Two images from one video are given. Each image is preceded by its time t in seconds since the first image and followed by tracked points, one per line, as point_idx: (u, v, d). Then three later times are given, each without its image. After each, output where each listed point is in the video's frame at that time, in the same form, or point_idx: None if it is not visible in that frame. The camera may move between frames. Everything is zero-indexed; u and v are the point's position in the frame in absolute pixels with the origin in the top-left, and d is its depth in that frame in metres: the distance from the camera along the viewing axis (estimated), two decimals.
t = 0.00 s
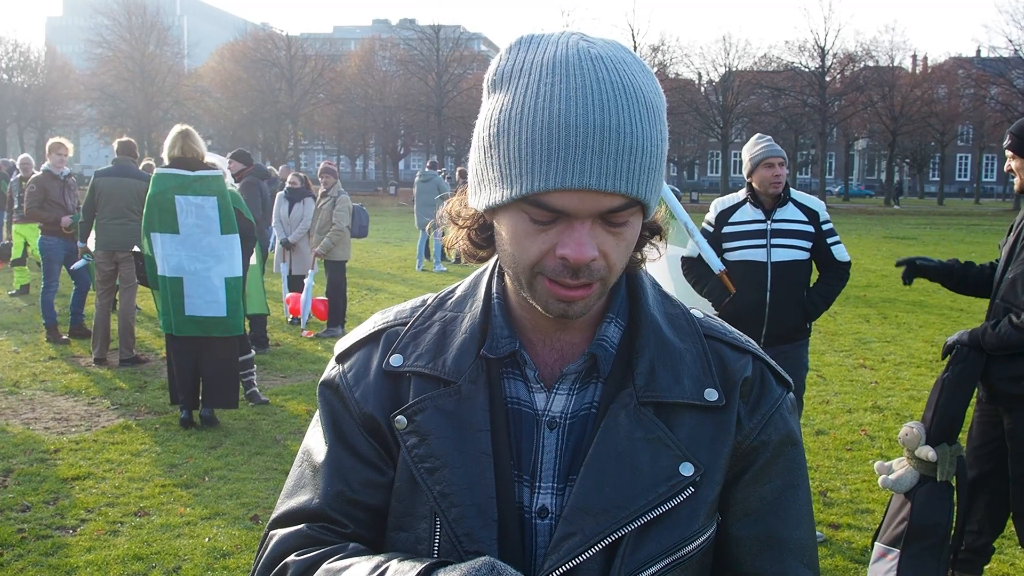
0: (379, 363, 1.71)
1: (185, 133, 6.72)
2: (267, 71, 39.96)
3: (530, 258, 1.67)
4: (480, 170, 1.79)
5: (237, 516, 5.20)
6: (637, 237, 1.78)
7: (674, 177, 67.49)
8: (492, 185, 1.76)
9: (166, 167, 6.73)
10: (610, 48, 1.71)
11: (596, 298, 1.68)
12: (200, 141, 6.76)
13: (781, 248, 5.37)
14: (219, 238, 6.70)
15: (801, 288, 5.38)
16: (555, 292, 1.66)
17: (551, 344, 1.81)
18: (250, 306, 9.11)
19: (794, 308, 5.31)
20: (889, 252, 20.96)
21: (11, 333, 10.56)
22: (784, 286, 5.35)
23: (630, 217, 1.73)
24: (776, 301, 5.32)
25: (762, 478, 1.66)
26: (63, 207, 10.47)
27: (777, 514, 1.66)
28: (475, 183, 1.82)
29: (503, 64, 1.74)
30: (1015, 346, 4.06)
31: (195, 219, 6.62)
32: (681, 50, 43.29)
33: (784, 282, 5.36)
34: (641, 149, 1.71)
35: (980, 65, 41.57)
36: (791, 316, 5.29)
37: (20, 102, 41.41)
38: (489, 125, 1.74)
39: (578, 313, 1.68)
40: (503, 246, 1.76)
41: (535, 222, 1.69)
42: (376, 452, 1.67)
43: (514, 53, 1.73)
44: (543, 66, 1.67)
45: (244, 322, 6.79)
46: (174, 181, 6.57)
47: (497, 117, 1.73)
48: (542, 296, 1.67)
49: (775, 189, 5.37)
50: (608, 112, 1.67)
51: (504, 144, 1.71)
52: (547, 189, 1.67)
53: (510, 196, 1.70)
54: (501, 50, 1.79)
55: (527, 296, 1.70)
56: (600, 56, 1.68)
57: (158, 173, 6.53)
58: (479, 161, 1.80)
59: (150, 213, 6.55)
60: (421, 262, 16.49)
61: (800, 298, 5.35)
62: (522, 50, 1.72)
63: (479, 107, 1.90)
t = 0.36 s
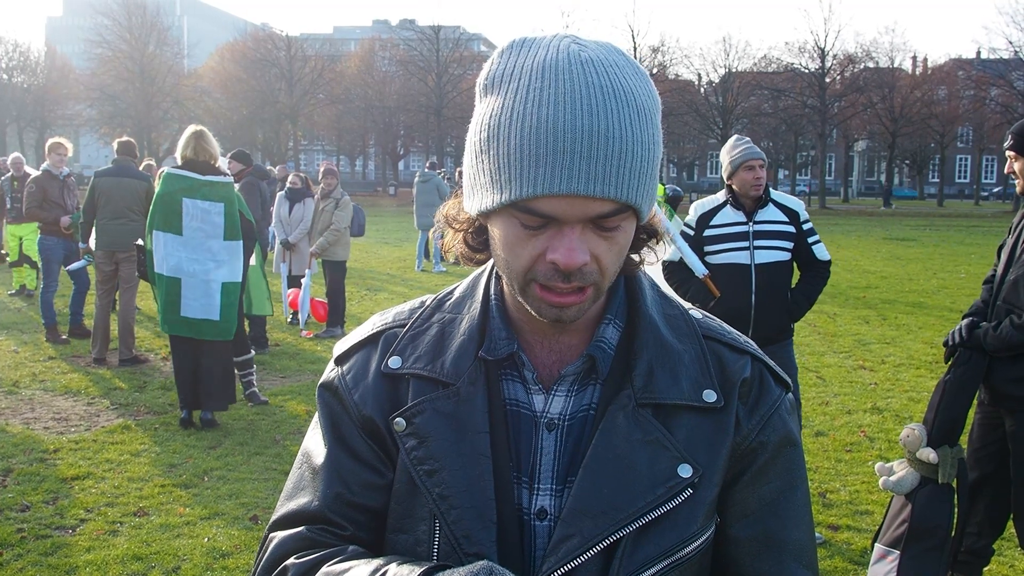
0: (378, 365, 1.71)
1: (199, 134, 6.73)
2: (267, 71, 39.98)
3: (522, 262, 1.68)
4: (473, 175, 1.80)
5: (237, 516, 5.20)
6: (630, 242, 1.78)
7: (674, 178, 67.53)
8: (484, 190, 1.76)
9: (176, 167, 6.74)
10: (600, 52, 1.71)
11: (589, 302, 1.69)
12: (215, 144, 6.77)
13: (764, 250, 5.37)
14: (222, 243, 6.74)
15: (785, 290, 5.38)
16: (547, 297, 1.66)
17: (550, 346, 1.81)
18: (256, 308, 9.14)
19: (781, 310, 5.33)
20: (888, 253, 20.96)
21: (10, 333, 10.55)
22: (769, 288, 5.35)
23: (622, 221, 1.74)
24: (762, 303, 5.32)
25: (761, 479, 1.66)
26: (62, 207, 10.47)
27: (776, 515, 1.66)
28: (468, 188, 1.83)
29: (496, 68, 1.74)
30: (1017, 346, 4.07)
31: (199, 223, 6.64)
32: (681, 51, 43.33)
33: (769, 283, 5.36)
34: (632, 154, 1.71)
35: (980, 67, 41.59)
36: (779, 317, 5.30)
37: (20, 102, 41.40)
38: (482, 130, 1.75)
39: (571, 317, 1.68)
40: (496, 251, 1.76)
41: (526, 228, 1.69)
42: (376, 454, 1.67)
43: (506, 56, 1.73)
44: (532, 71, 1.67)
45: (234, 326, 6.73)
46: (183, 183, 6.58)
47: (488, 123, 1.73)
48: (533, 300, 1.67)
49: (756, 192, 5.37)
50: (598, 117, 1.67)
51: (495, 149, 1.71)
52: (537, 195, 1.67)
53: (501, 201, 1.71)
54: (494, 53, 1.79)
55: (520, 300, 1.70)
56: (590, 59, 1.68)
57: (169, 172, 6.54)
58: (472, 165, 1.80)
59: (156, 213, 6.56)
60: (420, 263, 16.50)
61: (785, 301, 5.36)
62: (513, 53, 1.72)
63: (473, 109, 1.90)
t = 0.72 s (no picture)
0: (375, 366, 1.72)
1: (203, 135, 6.77)
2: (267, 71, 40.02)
3: (518, 263, 1.68)
4: (470, 175, 1.80)
5: (237, 517, 5.21)
6: (626, 242, 1.78)
7: (674, 178, 67.55)
8: (480, 191, 1.77)
9: (178, 168, 6.75)
10: (595, 52, 1.71)
11: (585, 304, 1.69)
12: (218, 145, 6.79)
13: (760, 249, 5.36)
14: (222, 245, 6.73)
15: (783, 289, 5.36)
16: (543, 299, 1.67)
17: (547, 346, 1.82)
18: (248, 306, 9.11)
19: (780, 309, 5.32)
20: (888, 253, 20.95)
21: (11, 333, 10.56)
22: (767, 287, 5.34)
23: (618, 223, 1.74)
24: (759, 303, 5.32)
25: (759, 477, 1.67)
26: (62, 208, 10.48)
27: (774, 514, 1.67)
28: (466, 189, 1.83)
29: (493, 69, 1.74)
30: (1016, 347, 4.07)
31: (199, 224, 6.64)
32: (681, 51, 43.35)
33: (766, 283, 5.35)
34: (628, 154, 1.71)
35: (980, 66, 41.60)
36: (777, 317, 5.30)
37: (20, 103, 41.41)
38: (478, 131, 1.75)
39: (567, 318, 1.68)
40: (492, 253, 1.77)
41: (521, 229, 1.69)
42: (374, 455, 1.68)
43: (502, 57, 1.74)
44: (528, 72, 1.68)
45: (234, 328, 6.74)
46: (183, 184, 6.58)
47: (485, 123, 1.73)
48: (530, 300, 1.68)
49: (750, 191, 5.37)
50: (593, 118, 1.68)
51: (491, 150, 1.72)
52: (533, 196, 1.68)
53: (497, 203, 1.71)
54: (491, 53, 1.80)
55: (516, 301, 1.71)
56: (587, 61, 1.68)
57: (171, 173, 6.55)
58: (469, 166, 1.81)
59: (156, 213, 6.56)
60: (420, 263, 16.50)
61: (782, 300, 5.34)
62: (510, 54, 1.73)
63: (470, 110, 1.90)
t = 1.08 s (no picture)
0: (373, 366, 1.71)
1: (199, 134, 6.76)
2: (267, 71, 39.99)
3: (518, 262, 1.68)
4: (468, 174, 1.80)
5: (237, 516, 5.21)
6: (626, 239, 1.78)
7: (674, 178, 67.55)
8: (479, 189, 1.77)
9: (176, 167, 6.75)
10: (595, 49, 1.71)
11: (586, 302, 1.69)
12: (215, 143, 6.79)
13: (772, 249, 5.35)
14: (222, 243, 6.74)
15: (794, 289, 5.36)
16: (543, 297, 1.66)
17: (544, 345, 1.81)
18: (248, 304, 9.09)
19: (789, 309, 5.31)
20: (889, 253, 20.94)
21: (11, 332, 10.55)
22: (777, 286, 5.33)
23: (618, 220, 1.73)
24: (769, 302, 5.31)
25: (756, 477, 1.66)
26: (63, 207, 10.47)
27: (771, 514, 1.67)
28: (464, 187, 1.83)
29: (491, 66, 1.74)
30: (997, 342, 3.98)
31: (199, 223, 6.64)
32: (681, 51, 43.35)
33: (776, 282, 5.34)
34: (629, 151, 1.71)
35: (980, 66, 41.58)
36: (786, 317, 5.29)
37: (20, 102, 41.36)
38: (477, 129, 1.75)
39: (567, 317, 1.68)
40: (490, 251, 1.76)
41: (521, 227, 1.69)
42: (371, 455, 1.67)
43: (500, 55, 1.73)
44: (527, 69, 1.68)
45: (236, 327, 6.74)
46: (182, 183, 6.58)
47: (484, 121, 1.73)
48: (530, 299, 1.67)
49: (762, 191, 5.37)
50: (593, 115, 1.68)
51: (490, 148, 1.72)
52: (532, 193, 1.67)
53: (496, 201, 1.71)
54: (489, 51, 1.80)
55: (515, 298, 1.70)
56: (587, 57, 1.68)
57: (170, 172, 6.55)
58: (468, 164, 1.80)
59: (156, 212, 6.55)
60: (420, 263, 16.50)
61: (792, 300, 5.33)
62: (507, 51, 1.73)
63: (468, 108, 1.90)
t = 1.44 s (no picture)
0: (372, 364, 1.70)
1: (196, 131, 6.73)
2: (267, 69, 40.02)
3: (520, 256, 1.66)
4: (469, 168, 1.79)
5: (238, 514, 5.20)
6: (627, 233, 1.77)
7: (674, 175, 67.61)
8: (480, 182, 1.75)
9: (174, 165, 6.73)
10: (596, 40, 1.70)
11: (591, 295, 1.67)
12: (213, 141, 6.77)
13: (775, 245, 5.34)
14: (220, 241, 6.72)
15: (796, 285, 5.34)
16: (548, 290, 1.65)
17: (545, 342, 1.80)
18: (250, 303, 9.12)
19: (791, 306, 5.30)
20: (890, 249, 20.95)
21: (12, 331, 10.55)
22: (779, 283, 5.32)
23: (622, 212, 1.72)
24: (770, 300, 5.30)
25: (758, 474, 1.65)
26: (64, 206, 10.46)
27: (773, 511, 1.66)
28: (465, 182, 1.81)
29: (490, 59, 1.73)
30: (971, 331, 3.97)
31: (197, 221, 6.63)
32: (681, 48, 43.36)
33: (778, 279, 5.33)
34: (632, 143, 1.70)
35: (981, 62, 41.55)
36: (787, 314, 5.28)
37: (20, 102, 41.32)
38: (477, 122, 1.74)
39: (572, 311, 1.66)
40: (492, 245, 1.75)
41: (524, 220, 1.68)
42: (369, 454, 1.66)
43: (500, 48, 1.73)
44: (528, 60, 1.67)
45: (236, 325, 6.74)
46: (179, 181, 6.57)
47: (484, 114, 1.72)
48: (533, 293, 1.66)
49: (767, 188, 5.35)
50: (595, 106, 1.67)
51: (491, 140, 1.70)
52: (535, 186, 1.66)
53: (499, 194, 1.70)
54: (487, 45, 1.79)
55: (518, 292, 1.69)
56: (587, 48, 1.67)
57: (166, 170, 6.53)
58: (468, 158, 1.79)
59: (154, 210, 6.53)
60: (421, 260, 16.50)
61: (794, 297, 5.31)
62: (507, 43, 1.72)
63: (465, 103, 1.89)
